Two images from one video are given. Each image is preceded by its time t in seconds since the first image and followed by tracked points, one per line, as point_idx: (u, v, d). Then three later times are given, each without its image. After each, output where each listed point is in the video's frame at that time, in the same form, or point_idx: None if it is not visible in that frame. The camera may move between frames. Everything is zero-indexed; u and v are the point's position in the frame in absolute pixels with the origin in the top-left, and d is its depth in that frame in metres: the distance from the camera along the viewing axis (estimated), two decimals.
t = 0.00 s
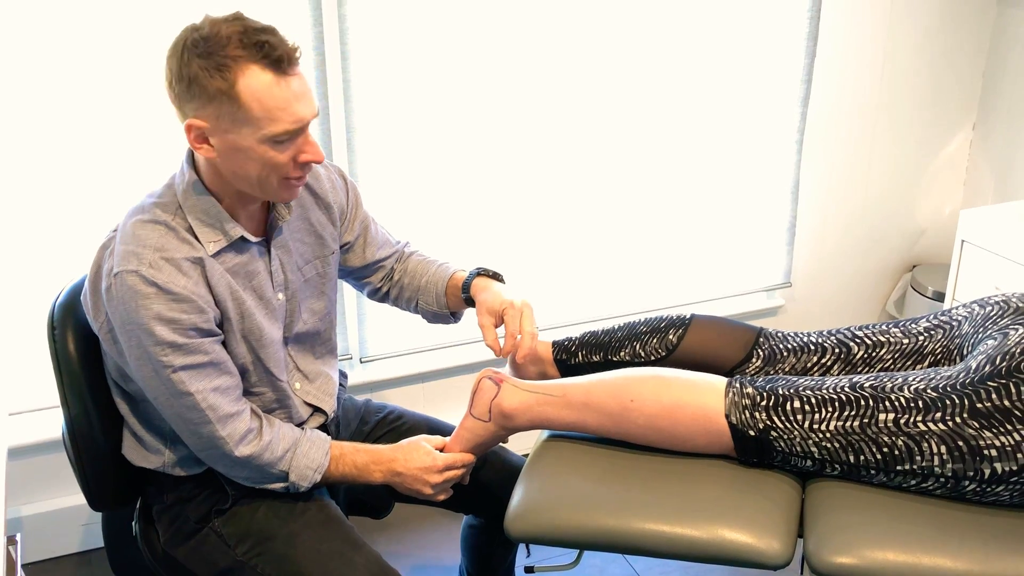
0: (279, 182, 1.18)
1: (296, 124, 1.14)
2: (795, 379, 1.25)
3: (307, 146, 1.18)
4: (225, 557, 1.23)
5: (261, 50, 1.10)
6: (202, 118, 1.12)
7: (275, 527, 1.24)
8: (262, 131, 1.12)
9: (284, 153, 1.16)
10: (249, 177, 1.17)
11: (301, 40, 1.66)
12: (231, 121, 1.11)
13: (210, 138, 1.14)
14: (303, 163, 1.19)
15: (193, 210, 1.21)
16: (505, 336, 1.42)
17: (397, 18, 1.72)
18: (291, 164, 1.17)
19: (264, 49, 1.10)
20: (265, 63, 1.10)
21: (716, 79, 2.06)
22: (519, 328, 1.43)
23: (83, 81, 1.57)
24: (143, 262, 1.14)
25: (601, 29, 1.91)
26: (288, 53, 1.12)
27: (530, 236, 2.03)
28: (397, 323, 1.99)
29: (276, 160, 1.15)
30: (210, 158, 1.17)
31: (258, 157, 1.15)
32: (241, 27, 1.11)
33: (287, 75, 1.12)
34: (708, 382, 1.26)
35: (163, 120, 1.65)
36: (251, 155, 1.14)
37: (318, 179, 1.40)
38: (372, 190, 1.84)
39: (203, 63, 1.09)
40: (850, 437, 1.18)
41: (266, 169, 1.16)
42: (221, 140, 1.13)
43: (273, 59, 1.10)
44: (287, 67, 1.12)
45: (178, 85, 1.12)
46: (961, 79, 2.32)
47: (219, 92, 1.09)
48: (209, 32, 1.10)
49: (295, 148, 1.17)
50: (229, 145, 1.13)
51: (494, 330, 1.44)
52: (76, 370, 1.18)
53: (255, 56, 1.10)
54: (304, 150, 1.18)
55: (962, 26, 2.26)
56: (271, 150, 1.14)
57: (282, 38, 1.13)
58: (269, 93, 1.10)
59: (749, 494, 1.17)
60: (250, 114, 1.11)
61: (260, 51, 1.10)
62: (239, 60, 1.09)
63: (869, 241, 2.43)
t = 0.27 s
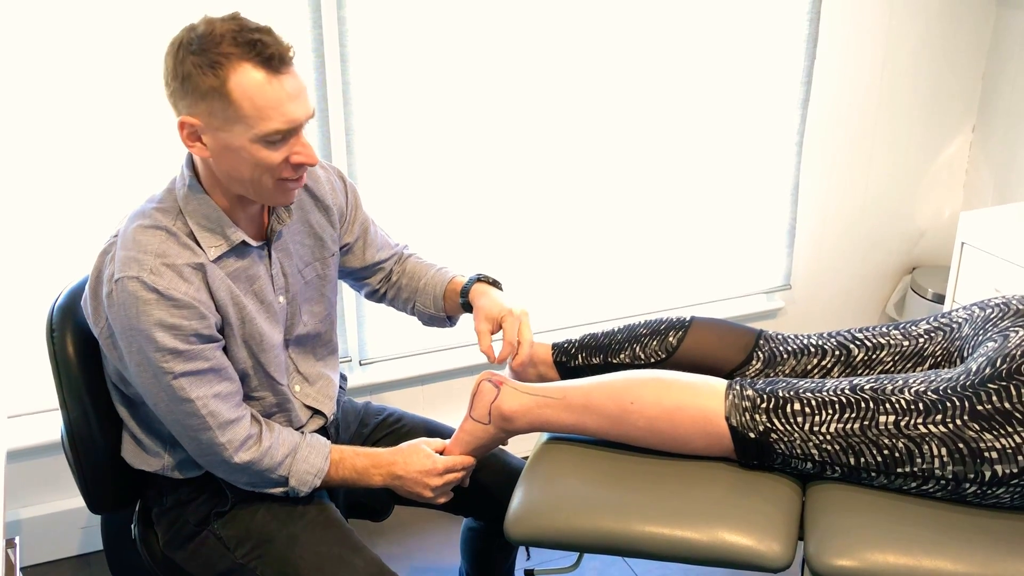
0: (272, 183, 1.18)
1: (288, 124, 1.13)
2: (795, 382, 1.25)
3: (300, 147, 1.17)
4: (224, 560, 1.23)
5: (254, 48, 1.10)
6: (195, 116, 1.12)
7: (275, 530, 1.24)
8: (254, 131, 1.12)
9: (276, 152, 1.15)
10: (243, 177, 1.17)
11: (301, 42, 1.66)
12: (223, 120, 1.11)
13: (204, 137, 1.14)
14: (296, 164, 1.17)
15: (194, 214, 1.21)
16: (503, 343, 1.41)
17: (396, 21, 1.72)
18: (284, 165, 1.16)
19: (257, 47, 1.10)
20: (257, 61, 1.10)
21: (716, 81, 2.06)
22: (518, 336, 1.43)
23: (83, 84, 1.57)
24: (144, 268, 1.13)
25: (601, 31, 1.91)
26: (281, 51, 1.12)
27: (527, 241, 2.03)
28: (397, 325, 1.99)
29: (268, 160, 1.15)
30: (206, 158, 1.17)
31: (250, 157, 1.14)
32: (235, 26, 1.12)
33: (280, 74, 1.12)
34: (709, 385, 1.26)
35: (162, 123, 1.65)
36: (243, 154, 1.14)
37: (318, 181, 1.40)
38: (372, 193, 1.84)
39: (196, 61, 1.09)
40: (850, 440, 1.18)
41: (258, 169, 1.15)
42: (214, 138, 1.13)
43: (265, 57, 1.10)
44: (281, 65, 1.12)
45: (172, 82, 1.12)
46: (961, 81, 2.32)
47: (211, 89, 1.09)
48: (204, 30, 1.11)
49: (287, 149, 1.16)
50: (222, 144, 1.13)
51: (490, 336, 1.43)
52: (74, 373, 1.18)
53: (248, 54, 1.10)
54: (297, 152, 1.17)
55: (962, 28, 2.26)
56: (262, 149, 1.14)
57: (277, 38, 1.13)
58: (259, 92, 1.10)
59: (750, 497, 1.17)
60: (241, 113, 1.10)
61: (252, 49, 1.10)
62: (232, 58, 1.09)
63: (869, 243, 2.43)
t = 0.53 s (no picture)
0: (246, 173, 1.16)
1: (253, 109, 1.12)
2: (795, 384, 1.25)
3: (268, 136, 1.15)
4: (223, 562, 1.24)
5: (221, 33, 1.11)
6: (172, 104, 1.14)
7: (275, 532, 1.24)
8: (221, 115, 1.12)
9: (242, 139, 1.14)
10: (217, 167, 1.17)
11: (301, 44, 1.66)
12: (193, 105, 1.12)
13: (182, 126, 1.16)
14: (265, 154, 1.16)
15: (195, 215, 1.21)
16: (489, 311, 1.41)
17: (396, 22, 1.72)
18: (254, 153, 1.15)
19: (223, 33, 1.11)
20: (221, 45, 1.11)
21: (716, 82, 2.06)
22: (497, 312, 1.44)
23: (83, 85, 1.57)
24: (146, 269, 1.13)
25: (601, 33, 1.91)
26: (248, 38, 1.12)
27: (527, 242, 2.03)
28: (397, 327, 1.99)
29: (235, 147, 1.14)
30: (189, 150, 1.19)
31: (218, 144, 1.14)
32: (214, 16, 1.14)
33: (245, 60, 1.12)
34: (709, 386, 1.26)
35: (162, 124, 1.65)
36: (212, 141, 1.14)
37: (318, 184, 1.41)
38: (372, 194, 1.84)
39: (169, 48, 1.12)
40: (850, 441, 1.18)
41: (227, 157, 1.15)
42: (189, 126, 1.15)
43: (230, 42, 1.11)
44: (247, 51, 1.12)
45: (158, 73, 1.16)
46: (961, 82, 2.32)
47: (179, 74, 1.11)
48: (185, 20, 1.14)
49: (257, 137, 1.15)
50: (194, 131, 1.14)
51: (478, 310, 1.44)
52: (75, 375, 1.18)
53: (213, 40, 1.11)
54: (268, 140, 1.15)
55: (962, 29, 2.26)
56: (228, 135, 1.13)
57: (250, 26, 1.14)
58: (223, 75, 1.10)
59: (749, 499, 1.17)
60: (207, 96, 1.11)
61: (218, 34, 1.11)
62: (198, 42, 1.11)
63: (869, 244, 2.43)
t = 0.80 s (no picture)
0: (222, 168, 1.16)
1: (229, 103, 1.12)
2: (795, 384, 1.25)
3: (245, 132, 1.15)
4: (224, 563, 1.23)
5: (210, 27, 1.12)
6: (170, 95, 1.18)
7: (276, 533, 1.24)
8: (200, 107, 1.13)
9: (220, 133, 1.14)
10: (201, 159, 1.18)
11: (301, 46, 1.67)
12: (180, 97, 1.14)
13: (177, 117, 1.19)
14: (241, 151, 1.15)
15: (196, 213, 1.21)
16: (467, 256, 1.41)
17: (397, 23, 1.72)
18: (229, 148, 1.15)
19: (211, 27, 1.12)
20: (206, 39, 1.11)
21: (716, 84, 2.06)
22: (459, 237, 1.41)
23: (84, 86, 1.58)
24: (149, 265, 1.14)
25: (600, 34, 1.91)
26: (237, 33, 1.12)
27: (527, 243, 2.03)
28: (397, 328, 1.99)
29: (213, 140, 1.14)
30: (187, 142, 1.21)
31: (199, 137, 1.15)
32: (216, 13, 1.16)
33: (229, 55, 1.12)
34: (709, 387, 1.26)
35: (162, 125, 1.65)
36: (195, 133, 1.15)
37: (318, 184, 1.41)
38: (372, 196, 1.84)
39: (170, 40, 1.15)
40: (850, 442, 1.18)
41: (206, 150, 1.15)
42: (180, 117, 1.17)
43: (215, 36, 1.11)
44: (232, 46, 1.12)
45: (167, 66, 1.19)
46: (961, 83, 2.32)
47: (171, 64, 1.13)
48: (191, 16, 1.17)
49: (233, 132, 1.14)
50: (183, 123, 1.16)
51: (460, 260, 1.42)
52: (75, 375, 1.18)
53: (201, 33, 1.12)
54: (244, 136, 1.15)
55: (961, 30, 2.26)
56: (206, 127, 1.14)
57: (243, 23, 1.14)
58: (202, 67, 1.11)
59: (750, 500, 1.17)
60: (190, 87, 1.12)
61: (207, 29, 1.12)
62: (188, 35, 1.12)
63: (869, 246, 2.43)
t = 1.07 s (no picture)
0: (227, 174, 1.17)
1: (238, 111, 1.13)
2: (795, 385, 1.25)
3: (253, 141, 1.15)
4: (224, 562, 1.23)
5: (225, 34, 1.12)
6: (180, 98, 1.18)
7: (275, 533, 1.24)
8: (209, 113, 1.13)
9: (228, 140, 1.14)
10: (207, 164, 1.18)
11: (301, 47, 1.67)
12: (191, 100, 1.15)
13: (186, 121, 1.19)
14: (248, 159, 1.15)
15: (196, 215, 1.22)
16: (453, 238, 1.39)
17: (397, 25, 1.72)
18: (235, 156, 1.15)
19: (227, 35, 1.12)
20: (221, 45, 1.12)
21: (716, 85, 2.06)
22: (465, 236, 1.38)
23: (85, 88, 1.58)
24: (147, 267, 1.14)
25: (600, 36, 1.91)
26: (251, 42, 1.13)
27: (527, 245, 2.03)
28: (397, 329, 1.99)
29: (220, 146, 1.14)
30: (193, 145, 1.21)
31: (207, 142, 1.15)
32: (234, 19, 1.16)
33: (242, 63, 1.12)
34: (708, 388, 1.26)
35: (162, 126, 1.65)
36: (203, 138, 1.15)
37: (318, 185, 1.41)
38: (373, 197, 1.84)
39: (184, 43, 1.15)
40: (850, 443, 1.18)
41: (213, 156, 1.15)
42: (189, 121, 1.17)
43: (230, 44, 1.12)
44: (247, 55, 1.12)
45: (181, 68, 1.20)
46: (960, 85, 2.33)
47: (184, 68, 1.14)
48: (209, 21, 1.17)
49: (241, 140, 1.15)
50: (192, 127, 1.16)
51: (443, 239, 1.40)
52: (75, 375, 1.18)
53: (217, 40, 1.12)
54: (251, 144, 1.15)
55: (961, 32, 2.26)
56: (215, 134, 1.14)
57: (259, 33, 1.14)
58: (215, 74, 1.11)
59: (749, 500, 1.17)
60: (200, 92, 1.13)
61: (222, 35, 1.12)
62: (203, 40, 1.13)
63: (869, 247, 2.43)
